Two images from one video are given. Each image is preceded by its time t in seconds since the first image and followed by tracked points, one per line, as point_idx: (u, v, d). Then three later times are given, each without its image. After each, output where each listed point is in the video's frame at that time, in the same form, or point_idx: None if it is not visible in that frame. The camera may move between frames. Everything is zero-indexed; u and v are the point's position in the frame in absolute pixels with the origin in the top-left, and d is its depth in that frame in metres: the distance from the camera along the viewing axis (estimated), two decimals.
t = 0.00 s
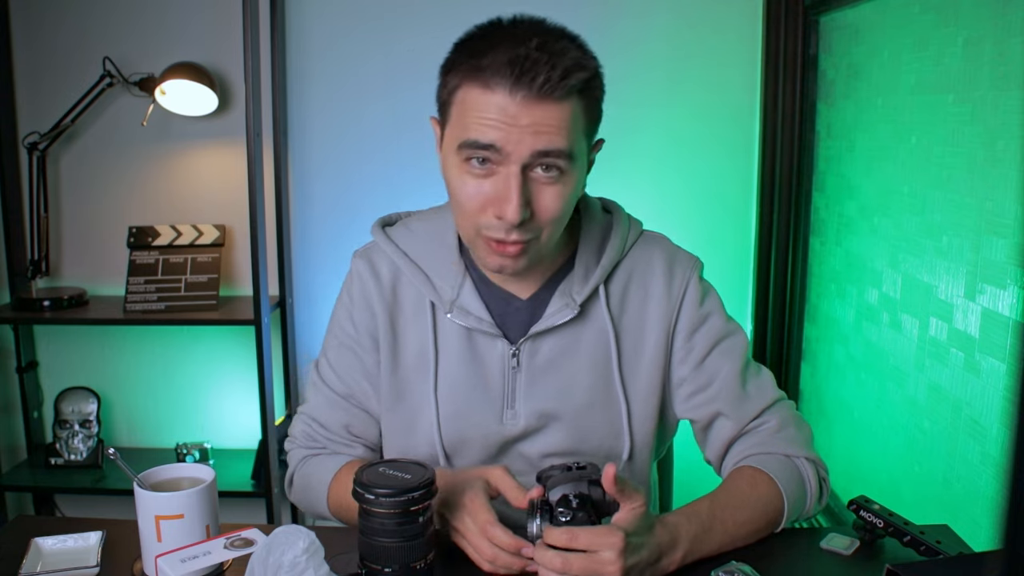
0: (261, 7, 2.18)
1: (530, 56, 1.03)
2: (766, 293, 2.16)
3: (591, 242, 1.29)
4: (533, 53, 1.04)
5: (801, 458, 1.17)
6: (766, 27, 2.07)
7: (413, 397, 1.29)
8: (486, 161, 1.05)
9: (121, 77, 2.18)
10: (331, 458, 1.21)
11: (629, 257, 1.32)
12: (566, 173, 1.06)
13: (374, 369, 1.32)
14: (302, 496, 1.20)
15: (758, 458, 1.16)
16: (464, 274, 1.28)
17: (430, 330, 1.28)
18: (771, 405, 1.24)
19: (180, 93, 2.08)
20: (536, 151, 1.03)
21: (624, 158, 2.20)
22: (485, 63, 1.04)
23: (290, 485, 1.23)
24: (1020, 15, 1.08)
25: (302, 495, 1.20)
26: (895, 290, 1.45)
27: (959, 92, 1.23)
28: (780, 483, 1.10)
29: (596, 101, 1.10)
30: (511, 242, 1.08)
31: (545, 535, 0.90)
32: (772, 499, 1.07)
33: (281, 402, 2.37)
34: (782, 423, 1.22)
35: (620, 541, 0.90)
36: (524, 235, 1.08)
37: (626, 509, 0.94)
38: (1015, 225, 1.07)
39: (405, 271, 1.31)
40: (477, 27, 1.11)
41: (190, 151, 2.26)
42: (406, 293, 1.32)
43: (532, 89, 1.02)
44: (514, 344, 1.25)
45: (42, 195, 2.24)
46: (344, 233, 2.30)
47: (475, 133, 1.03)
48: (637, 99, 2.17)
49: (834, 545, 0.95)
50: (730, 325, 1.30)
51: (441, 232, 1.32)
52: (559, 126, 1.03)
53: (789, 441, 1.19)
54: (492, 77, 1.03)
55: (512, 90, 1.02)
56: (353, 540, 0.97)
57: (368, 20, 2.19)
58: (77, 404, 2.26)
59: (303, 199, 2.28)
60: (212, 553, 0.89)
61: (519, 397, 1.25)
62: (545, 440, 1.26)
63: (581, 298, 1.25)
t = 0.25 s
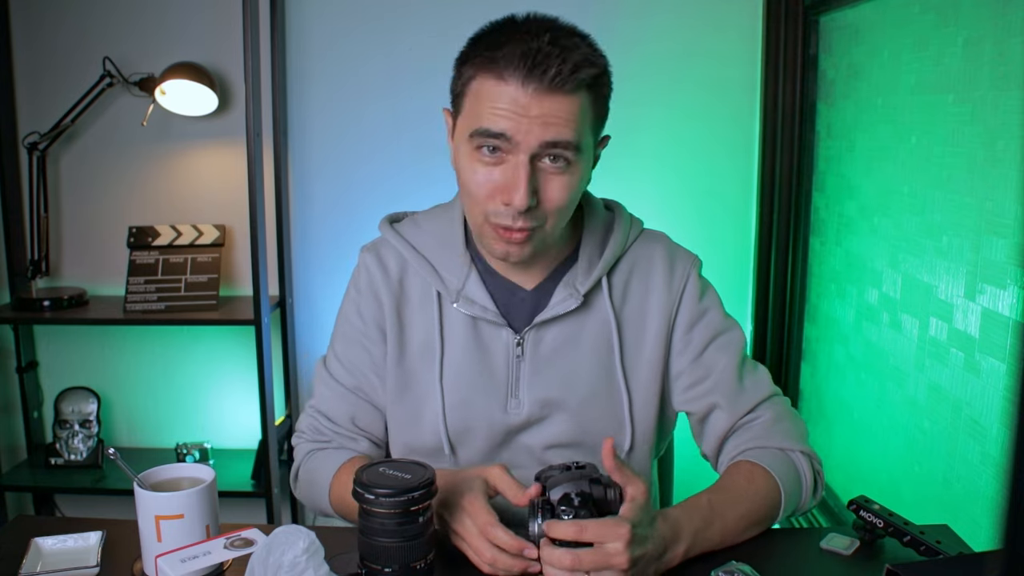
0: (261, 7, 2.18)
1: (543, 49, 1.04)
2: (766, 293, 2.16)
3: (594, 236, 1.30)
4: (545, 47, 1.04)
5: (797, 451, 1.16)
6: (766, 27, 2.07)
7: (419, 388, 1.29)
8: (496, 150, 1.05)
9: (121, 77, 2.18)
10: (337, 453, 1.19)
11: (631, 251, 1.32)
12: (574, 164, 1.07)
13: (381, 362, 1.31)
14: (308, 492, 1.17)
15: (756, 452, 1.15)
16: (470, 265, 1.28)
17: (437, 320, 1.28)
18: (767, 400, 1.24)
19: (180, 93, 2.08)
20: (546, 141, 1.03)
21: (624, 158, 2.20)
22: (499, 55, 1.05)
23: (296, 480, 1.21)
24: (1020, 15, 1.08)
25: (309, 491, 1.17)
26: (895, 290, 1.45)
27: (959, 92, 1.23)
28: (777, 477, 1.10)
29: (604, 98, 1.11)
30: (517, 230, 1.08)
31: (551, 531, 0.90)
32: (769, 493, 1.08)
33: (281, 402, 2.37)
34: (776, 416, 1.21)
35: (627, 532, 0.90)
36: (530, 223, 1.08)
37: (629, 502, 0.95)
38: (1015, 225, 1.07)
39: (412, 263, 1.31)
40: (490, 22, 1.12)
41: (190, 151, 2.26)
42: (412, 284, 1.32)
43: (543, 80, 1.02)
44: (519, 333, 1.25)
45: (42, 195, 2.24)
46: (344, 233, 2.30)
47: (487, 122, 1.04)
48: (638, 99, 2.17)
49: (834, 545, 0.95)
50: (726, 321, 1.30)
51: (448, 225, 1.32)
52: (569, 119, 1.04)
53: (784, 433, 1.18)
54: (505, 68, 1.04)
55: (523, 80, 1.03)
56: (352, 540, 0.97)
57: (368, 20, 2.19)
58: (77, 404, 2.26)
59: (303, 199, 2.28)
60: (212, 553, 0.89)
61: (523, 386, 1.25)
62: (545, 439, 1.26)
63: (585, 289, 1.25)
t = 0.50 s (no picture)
0: (261, 7, 2.18)
1: (529, 77, 1.01)
2: (766, 293, 2.16)
3: (590, 231, 1.30)
4: (531, 73, 1.01)
5: (787, 445, 1.15)
6: (766, 27, 2.07)
7: (418, 382, 1.30)
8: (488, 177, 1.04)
9: (121, 77, 2.18)
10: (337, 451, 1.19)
11: (625, 244, 1.33)
12: (566, 183, 1.06)
13: (380, 357, 1.31)
14: (308, 489, 1.17)
15: (745, 449, 1.14)
16: (469, 259, 1.28)
17: (436, 313, 1.29)
18: (756, 395, 1.23)
19: (180, 93, 2.08)
20: (537, 170, 1.02)
21: (624, 158, 2.20)
22: (485, 82, 1.02)
23: (296, 479, 1.21)
24: (1020, 15, 1.08)
25: (309, 488, 1.17)
26: (895, 290, 1.45)
27: (959, 92, 1.23)
28: (768, 473, 1.10)
29: (592, 109, 1.08)
30: (515, 246, 1.09)
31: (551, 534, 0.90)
32: (763, 489, 1.07)
33: (280, 402, 2.37)
34: (766, 412, 1.20)
35: (627, 534, 0.90)
36: (526, 240, 1.08)
37: (628, 503, 0.95)
38: (1015, 225, 1.07)
39: (410, 257, 1.31)
40: (476, 37, 1.08)
41: (190, 151, 2.26)
42: (411, 279, 1.32)
43: (529, 110, 1.00)
44: (516, 326, 1.26)
45: (42, 195, 2.24)
46: (343, 232, 2.30)
47: (477, 154, 1.02)
48: (638, 99, 2.17)
49: (834, 545, 0.95)
50: (720, 317, 1.30)
51: (446, 221, 1.32)
52: (559, 145, 1.02)
53: (775, 429, 1.17)
54: (492, 98, 1.01)
55: (508, 111, 1.00)
56: (352, 540, 0.97)
57: (368, 20, 2.19)
58: (77, 404, 2.26)
59: (303, 198, 2.28)
60: (212, 553, 0.89)
61: (519, 378, 1.26)
62: (543, 438, 1.27)
63: (581, 282, 1.26)
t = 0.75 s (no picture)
0: (261, 7, 2.18)
1: (497, 109, 0.99)
2: (766, 293, 2.16)
3: (587, 232, 1.30)
4: (500, 106, 1.00)
5: (787, 447, 1.15)
6: (766, 27, 2.07)
7: (417, 386, 1.30)
8: (471, 207, 1.05)
9: (121, 77, 2.18)
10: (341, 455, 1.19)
11: (623, 246, 1.33)
12: (550, 202, 1.05)
13: (379, 362, 1.31)
14: (312, 495, 1.17)
15: (744, 450, 1.14)
16: (465, 264, 1.28)
17: (433, 318, 1.29)
18: (753, 397, 1.23)
19: (180, 93, 2.08)
20: (516, 200, 1.02)
21: (624, 159, 2.20)
22: (455, 118, 1.01)
23: (300, 485, 1.21)
24: (1020, 15, 1.08)
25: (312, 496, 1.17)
26: (895, 290, 1.45)
27: (959, 92, 1.23)
28: (767, 473, 1.10)
29: (570, 123, 1.06)
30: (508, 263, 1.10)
31: (550, 536, 0.89)
32: (760, 490, 1.07)
33: (281, 402, 2.37)
34: (765, 413, 1.20)
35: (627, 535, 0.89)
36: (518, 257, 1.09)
37: (628, 504, 0.94)
38: (1015, 225, 1.07)
39: (407, 263, 1.31)
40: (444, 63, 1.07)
41: (190, 151, 2.26)
42: (408, 285, 1.32)
43: (501, 143, 0.99)
44: (514, 329, 1.26)
45: (42, 195, 2.24)
46: (343, 233, 2.30)
47: (455, 190, 1.02)
48: (638, 99, 2.17)
49: (835, 545, 0.95)
50: (718, 317, 1.30)
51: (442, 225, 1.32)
52: (536, 173, 1.01)
53: (774, 430, 1.17)
54: (463, 134, 1.00)
55: (482, 144, 0.99)
56: (352, 540, 0.97)
57: (368, 20, 2.19)
58: (77, 404, 2.26)
59: (303, 199, 2.28)
60: (212, 553, 0.89)
61: (518, 381, 1.26)
62: (543, 439, 1.27)
63: (578, 285, 1.25)
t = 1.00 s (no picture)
0: (261, 7, 2.18)
1: (489, 123, 0.99)
2: (766, 293, 2.16)
3: (584, 239, 1.30)
4: (492, 119, 0.99)
5: (788, 449, 1.15)
6: (766, 27, 2.07)
7: (414, 392, 1.30)
8: (466, 220, 1.05)
9: (121, 77, 2.18)
10: (338, 461, 1.20)
11: (618, 253, 1.32)
12: (545, 214, 1.05)
13: (376, 368, 1.31)
14: (311, 499, 1.18)
15: (745, 452, 1.14)
16: (461, 270, 1.28)
17: (429, 325, 1.29)
18: (756, 399, 1.23)
19: (180, 94, 2.08)
20: (511, 213, 1.02)
21: (624, 159, 2.20)
22: (447, 132, 1.01)
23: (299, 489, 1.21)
24: (1020, 15, 1.08)
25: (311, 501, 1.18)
26: (895, 290, 1.45)
27: (959, 92, 1.23)
28: (767, 474, 1.10)
29: (564, 133, 1.06)
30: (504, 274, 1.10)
31: (551, 537, 0.89)
32: (760, 491, 1.07)
33: (280, 402, 2.37)
34: (766, 415, 1.20)
35: (627, 537, 0.89)
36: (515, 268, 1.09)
37: (628, 504, 0.94)
38: (1015, 225, 1.07)
39: (403, 270, 1.31)
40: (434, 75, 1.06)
41: (190, 151, 2.26)
42: (404, 290, 1.32)
43: (495, 158, 0.99)
44: (512, 335, 1.26)
45: (42, 195, 2.24)
46: (343, 233, 2.30)
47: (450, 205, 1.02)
48: (638, 99, 2.17)
49: (834, 545, 0.95)
50: (718, 318, 1.30)
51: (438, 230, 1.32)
52: (530, 186, 1.01)
53: (775, 432, 1.17)
54: (456, 149, 1.00)
55: (475, 160, 0.99)
56: (352, 540, 0.97)
57: (368, 20, 2.19)
58: (77, 404, 2.26)
59: (303, 199, 2.28)
60: (212, 552, 0.89)
61: (517, 388, 1.26)
62: (542, 440, 1.27)
63: (576, 290, 1.26)
